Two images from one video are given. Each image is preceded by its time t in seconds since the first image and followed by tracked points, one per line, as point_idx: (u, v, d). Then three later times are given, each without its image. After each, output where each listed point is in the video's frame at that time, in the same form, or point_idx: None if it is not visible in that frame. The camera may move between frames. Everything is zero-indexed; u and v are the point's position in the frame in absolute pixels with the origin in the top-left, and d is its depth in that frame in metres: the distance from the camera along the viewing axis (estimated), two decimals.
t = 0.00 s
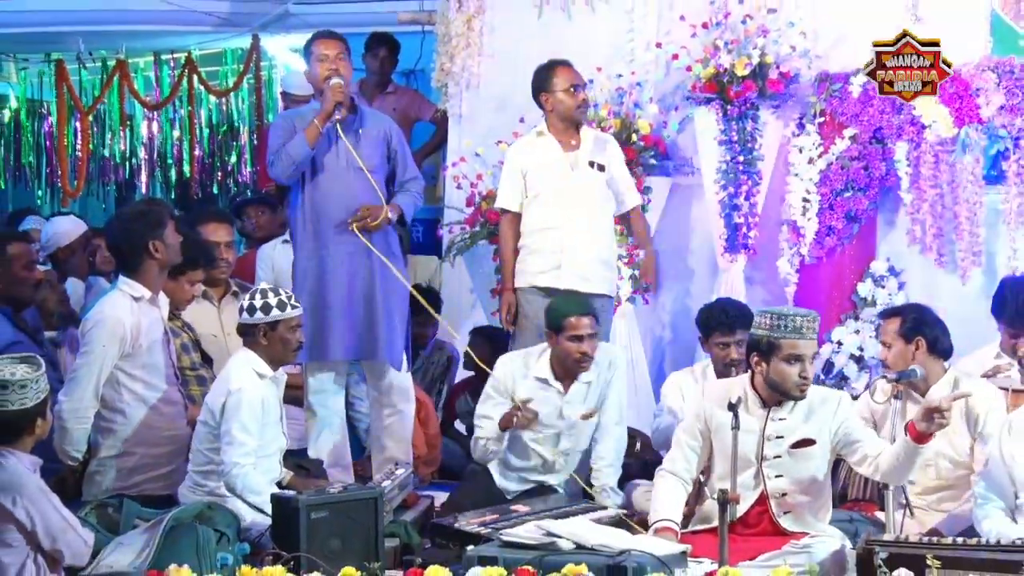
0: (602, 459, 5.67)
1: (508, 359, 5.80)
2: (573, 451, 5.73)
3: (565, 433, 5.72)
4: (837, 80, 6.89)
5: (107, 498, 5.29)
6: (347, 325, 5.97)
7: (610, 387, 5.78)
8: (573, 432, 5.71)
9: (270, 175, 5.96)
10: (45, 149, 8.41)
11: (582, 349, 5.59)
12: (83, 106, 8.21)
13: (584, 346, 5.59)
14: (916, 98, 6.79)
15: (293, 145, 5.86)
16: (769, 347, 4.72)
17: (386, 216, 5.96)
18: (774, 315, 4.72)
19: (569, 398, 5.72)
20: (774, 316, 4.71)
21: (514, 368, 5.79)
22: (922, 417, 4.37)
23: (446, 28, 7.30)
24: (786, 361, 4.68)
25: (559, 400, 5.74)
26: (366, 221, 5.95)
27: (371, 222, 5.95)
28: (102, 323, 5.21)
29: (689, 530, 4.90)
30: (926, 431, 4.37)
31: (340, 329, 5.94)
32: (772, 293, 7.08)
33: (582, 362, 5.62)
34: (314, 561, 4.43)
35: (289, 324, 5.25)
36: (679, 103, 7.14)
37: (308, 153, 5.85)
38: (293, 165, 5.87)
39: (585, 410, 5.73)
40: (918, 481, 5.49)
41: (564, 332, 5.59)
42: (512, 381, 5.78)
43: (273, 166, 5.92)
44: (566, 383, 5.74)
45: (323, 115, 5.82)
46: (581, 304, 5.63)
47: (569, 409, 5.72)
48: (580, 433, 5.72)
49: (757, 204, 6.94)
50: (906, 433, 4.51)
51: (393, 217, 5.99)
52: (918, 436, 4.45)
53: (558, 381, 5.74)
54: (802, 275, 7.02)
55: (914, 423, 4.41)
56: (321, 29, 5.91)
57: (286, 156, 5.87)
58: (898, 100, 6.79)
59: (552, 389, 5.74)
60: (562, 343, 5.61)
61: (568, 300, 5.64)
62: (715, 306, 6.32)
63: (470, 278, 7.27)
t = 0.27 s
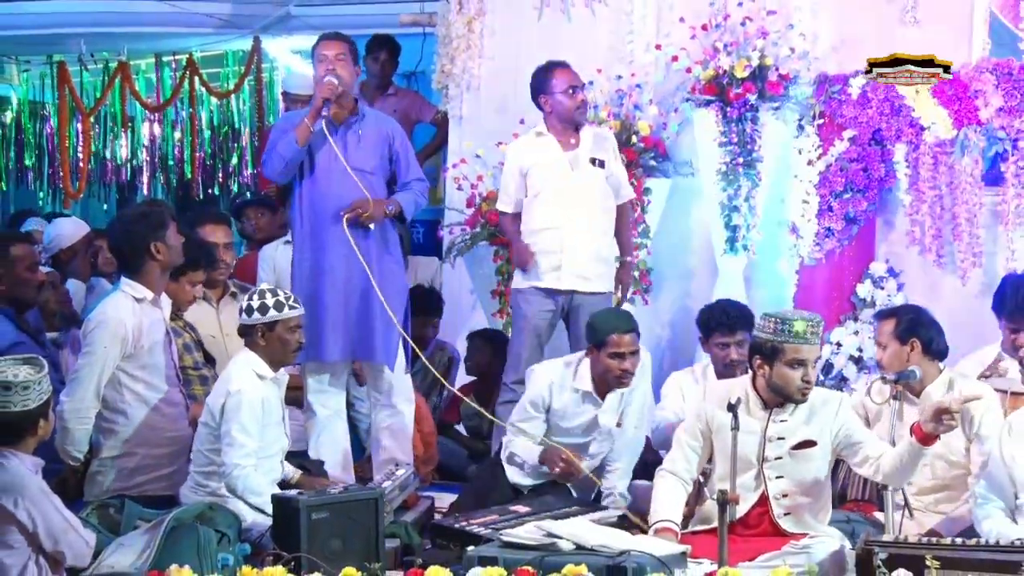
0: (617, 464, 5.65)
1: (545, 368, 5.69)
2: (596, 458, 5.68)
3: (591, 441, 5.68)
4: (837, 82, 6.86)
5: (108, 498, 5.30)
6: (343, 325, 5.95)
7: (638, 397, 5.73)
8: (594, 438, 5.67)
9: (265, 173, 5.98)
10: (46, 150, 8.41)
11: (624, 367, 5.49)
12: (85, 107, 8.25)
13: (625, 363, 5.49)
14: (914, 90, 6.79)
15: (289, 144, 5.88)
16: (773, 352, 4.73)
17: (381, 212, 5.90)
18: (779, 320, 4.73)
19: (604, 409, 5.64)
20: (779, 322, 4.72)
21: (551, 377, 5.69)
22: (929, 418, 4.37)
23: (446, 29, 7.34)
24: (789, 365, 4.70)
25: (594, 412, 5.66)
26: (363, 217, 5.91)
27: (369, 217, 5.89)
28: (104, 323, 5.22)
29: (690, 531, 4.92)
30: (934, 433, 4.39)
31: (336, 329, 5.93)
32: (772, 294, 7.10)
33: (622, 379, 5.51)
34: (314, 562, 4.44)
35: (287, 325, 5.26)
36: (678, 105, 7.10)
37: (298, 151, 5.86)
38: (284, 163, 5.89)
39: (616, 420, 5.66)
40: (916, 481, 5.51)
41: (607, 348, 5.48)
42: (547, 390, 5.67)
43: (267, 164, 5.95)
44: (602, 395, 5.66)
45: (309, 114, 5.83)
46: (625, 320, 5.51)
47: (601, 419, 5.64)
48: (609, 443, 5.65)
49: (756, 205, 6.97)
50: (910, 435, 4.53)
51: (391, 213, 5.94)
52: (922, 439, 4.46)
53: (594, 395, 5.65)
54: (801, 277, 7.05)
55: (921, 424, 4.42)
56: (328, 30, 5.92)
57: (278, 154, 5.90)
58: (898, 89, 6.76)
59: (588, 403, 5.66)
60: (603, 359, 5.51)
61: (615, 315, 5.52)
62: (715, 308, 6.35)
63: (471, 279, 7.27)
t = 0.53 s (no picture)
0: (622, 465, 5.69)
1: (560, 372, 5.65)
2: (603, 457, 5.70)
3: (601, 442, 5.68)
4: (836, 82, 6.88)
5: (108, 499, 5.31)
6: (336, 325, 5.94)
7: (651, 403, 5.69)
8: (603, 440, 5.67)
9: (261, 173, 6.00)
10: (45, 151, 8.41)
11: (638, 376, 5.45)
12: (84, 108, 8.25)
13: (636, 373, 5.45)
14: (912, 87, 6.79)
15: (285, 143, 5.87)
16: (772, 350, 4.73)
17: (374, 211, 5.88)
18: (779, 320, 4.74)
19: (618, 415, 5.60)
20: (779, 321, 4.73)
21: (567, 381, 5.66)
22: (929, 421, 4.37)
23: (445, 30, 7.30)
24: (789, 365, 4.69)
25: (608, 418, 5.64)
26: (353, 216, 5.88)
27: (357, 213, 5.87)
28: (104, 324, 5.22)
29: (689, 531, 4.92)
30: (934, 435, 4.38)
31: (331, 329, 5.92)
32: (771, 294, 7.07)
33: (633, 389, 5.49)
34: (314, 562, 4.45)
35: (301, 327, 5.27)
36: (677, 105, 7.14)
37: (290, 150, 5.87)
38: (277, 163, 5.89)
39: (627, 425, 5.63)
40: (914, 482, 5.52)
41: (621, 356, 5.44)
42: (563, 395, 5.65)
43: (262, 164, 5.96)
44: (616, 401, 5.62)
45: (304, 114, 5.83)
46: (641, 328, 5.46)
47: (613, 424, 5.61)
48: (619, 446, 5.66)
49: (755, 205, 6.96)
50: (910, 438, 4.53)
51: (384, 215, 5.92)
52: (923, 442, 4.46)
53: (609, 400, 5.62)
54: (800, 278, 7.01)
55: (923, 427, 4.41)
56: (330, 30, 5.91)
57: (272, 154, 5.90)
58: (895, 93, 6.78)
59: (603, 408, 5.63)
60: (615, 367, 5.48)
61: (635, 324, 5.46)
62: (715, 309, 6.35)
63: (471, 281, 7.30)
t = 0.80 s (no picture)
0: (615, 466, 5.64)
1: (549, 374, 5.68)
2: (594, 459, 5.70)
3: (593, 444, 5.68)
4: (827, 83, 6.88)
5: (100, 500, 5.30)
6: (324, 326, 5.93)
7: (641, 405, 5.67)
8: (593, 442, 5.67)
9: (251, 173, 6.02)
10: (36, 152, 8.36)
11: (620, 377, 5.47)
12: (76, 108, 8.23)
13: (617, 373, 5.47)
14: (924, 91, 6.78)
15: (274, 144, 5.90)
16: (764, 351, 4.73)
17: (362, 210, 5.86)
18: (771, 320, 4.75)
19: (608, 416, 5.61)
20: (771, 321, 4.74)
21: (555, 383, 5.69)
22: (919, 421, 4.38)
23: (438, 31, 7.33)
24: (781, 366, 4.69)
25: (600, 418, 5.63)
26: (343, 215, 5.86)
27: (347, 212, 5.85)
28: (95, 325, 5.22)
29: (680, 532, 4.93)
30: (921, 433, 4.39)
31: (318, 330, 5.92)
32: (763, 293, 7.05)
33: (615, 390, 5.52)
34: (305, 563, 4.45)
35: (320, 335, 5.27)
36: (669, 106, 7.15)
37: (279, 151, 5.90)
38: (266, 163, 5.93)
39: (617, 425, 5.63)
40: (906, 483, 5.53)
41: (603, 357, 5.46)
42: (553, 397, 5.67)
43: (250, 164, 5.99)
44: (605, 401, 5.63)
45: (293, 115, 5.84)
46: (626, 330, 5.45)
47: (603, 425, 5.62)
48: (611, 448, 5.63)
49: (747, 206, 6.96)
50: (901, 438, 4.54)
51: (373, 212, 5.90)
52: (914, 441, 4.46)
53: (598, 402, 5.63)
54: (792, 278, 7.00)
55: (913, 427, 4.42)
56: (322, 31, 5.93)
57: (262, 156, 5.94)
58: (908, 103, 6.77)
59: (593, 410, 5.64)
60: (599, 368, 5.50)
61: (620, 325, 5.46)
62: (708, 309, 6.35)
63: (463, 282, 7.30)
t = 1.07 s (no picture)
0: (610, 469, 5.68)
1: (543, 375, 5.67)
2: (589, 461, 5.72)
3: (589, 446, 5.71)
4: (825, 86, 6.92)
5: (97, 502, 5.30)
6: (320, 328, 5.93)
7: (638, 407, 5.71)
8: (589, 444, 5.70)
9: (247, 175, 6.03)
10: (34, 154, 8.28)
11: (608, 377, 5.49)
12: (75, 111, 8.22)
13: (603, 373, 5.49)
14: (935, 86, 6.80)
15: (270, 147, 5.90)
16: (762, 353, 4.73)
17: (360, 207, 5.89)
18: (767, 323, 4.74)
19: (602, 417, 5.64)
20: (766, 325, 4.74)
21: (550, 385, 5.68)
22: (916, 423, 4.38)
23: (436, 33, 7.37)
24: (778, 368, 4.70)
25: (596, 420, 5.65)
26: (339, 207, 5.89)
27: (343, 204, 5.87)
28: (93, 327, 5.23)
29: (679, 535, 4.92)
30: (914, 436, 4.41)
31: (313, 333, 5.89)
32: (761, 298, 7.08)
33: (601, 389, 5.52)
34: (304, 566, 4.44)
35: (349, 353, 5.25)
36: (667, 108, 7.16)
37: (275, 154, 5.88)
38: (263, 166, 5.92)
39: (612, 427, 5.67)
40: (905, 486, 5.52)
41: (590, 357, 5.49)
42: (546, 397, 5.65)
43: (247, 166, 5.98)
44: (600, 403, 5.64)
45: (290, 118, 5.84)
46: (612, 328, 5.48)
47: (599, 427, 5.65)
48: (608, 449, 5.68)
49: (746, 207, 6.91)
50: (898, 441, 4.54)
51: (369, 212, 5.91)
52: (910, 443, 4.46)
53: (592, 402, 5.63)
54: (791, 281, 7.00)
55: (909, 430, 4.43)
56: (321, 34, 5.94)
57: (258, 158, 5.92)
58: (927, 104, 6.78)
59: (590, 412, 5.64)
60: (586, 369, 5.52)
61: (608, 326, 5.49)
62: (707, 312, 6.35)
63: (462, 284, 7.29)
